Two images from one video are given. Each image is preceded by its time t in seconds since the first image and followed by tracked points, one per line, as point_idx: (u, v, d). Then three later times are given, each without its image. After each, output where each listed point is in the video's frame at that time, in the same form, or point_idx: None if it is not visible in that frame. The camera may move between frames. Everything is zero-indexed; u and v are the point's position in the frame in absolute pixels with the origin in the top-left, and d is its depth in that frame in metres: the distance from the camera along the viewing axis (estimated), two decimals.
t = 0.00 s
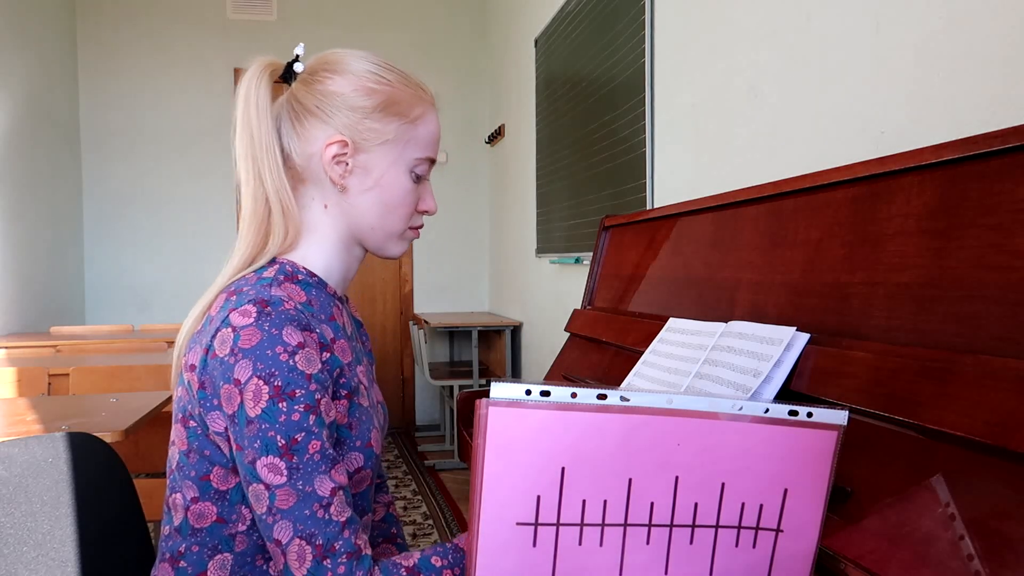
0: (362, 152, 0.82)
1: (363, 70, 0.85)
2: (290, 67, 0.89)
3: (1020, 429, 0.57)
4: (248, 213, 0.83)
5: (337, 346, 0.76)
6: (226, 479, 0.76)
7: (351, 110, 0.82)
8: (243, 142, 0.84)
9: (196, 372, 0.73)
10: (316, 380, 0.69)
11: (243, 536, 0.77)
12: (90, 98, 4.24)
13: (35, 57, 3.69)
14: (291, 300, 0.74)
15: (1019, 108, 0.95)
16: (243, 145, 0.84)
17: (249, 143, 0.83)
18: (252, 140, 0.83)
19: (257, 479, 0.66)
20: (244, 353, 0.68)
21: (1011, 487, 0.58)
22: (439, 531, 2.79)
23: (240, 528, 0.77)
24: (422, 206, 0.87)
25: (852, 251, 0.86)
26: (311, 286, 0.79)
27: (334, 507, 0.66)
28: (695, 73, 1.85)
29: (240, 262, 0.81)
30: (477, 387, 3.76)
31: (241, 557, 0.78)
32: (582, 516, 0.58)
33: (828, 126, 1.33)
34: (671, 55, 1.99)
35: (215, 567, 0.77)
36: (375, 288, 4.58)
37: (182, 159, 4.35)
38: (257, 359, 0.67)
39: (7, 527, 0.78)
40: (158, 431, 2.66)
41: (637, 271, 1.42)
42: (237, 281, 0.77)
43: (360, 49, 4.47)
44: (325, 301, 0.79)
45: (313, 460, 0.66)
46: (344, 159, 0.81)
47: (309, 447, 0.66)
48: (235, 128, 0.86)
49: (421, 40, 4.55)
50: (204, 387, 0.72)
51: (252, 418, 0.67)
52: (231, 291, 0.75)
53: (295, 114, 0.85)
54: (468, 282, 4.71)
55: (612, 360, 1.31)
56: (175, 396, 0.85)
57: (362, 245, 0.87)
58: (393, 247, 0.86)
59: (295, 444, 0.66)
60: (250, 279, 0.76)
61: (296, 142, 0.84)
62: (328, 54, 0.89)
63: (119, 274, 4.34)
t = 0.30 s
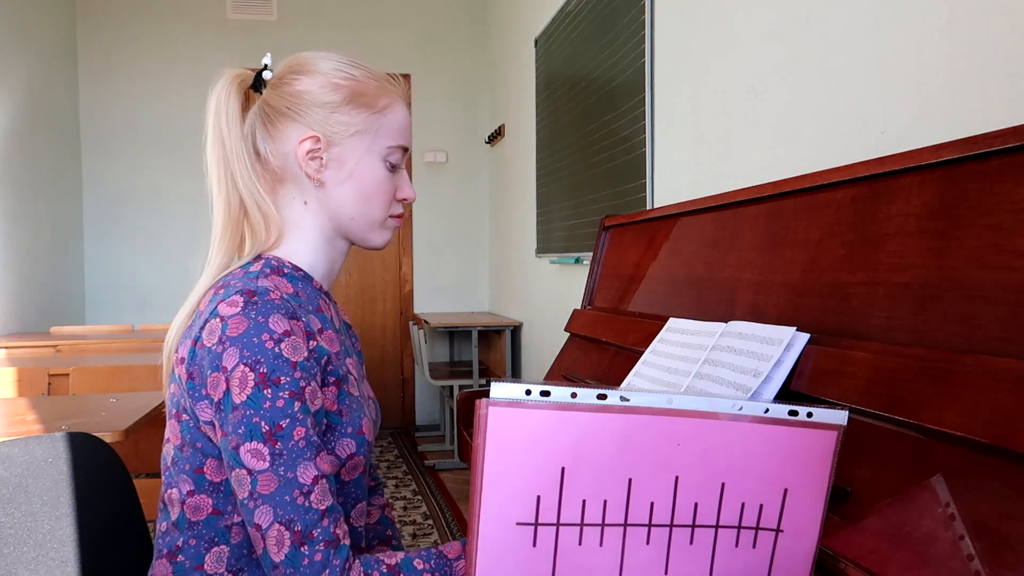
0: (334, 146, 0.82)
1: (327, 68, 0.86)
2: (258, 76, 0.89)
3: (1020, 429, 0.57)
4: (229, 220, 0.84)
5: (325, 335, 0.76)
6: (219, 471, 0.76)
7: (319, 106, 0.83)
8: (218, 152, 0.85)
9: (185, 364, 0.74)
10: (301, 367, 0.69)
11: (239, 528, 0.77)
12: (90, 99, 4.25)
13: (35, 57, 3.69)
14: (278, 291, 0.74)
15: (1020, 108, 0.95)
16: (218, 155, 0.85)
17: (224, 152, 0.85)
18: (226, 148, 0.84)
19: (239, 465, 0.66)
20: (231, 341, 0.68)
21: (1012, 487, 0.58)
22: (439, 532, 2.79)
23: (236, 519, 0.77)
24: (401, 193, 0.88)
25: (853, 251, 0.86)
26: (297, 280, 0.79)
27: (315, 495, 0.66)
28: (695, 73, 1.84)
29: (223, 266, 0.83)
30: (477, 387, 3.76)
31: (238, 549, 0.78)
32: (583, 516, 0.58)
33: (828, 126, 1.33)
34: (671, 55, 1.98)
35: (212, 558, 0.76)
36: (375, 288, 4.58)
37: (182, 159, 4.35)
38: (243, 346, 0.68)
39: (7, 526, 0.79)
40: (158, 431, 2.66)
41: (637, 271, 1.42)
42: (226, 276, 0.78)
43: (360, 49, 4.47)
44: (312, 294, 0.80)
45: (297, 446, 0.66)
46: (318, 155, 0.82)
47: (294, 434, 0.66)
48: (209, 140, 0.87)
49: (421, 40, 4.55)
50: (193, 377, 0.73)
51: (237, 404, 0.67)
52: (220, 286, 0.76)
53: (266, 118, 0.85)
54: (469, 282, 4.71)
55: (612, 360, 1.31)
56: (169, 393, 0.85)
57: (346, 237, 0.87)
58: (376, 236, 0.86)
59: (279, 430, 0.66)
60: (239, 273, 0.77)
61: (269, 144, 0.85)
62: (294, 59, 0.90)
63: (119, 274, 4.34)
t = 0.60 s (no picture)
0: (326, 148, 0.83)
1: (315, 72, 0.87)
2: (251, 83, 0.90)
3: (1021, 430, 0.57)
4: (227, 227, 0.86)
5: (326, 330, 0.77)
6: (220, 465, 0.76)
7: (309, 110, 0.83)
8: (211, 161, 0.86)
9: (189, 358, 0.74)
10: (304, 358, 0.70)
11: (239, 522, 0.77)
12: (90, 99, 4.25)
13: (35, 58, 3.69)
14: (281, 285, 0.75)
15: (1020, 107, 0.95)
16: (211, 163, 0.86)
17: (217, 161, 0.86)
18: (219, 156, 0.85)
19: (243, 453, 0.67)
20: (235, 332, 0.69)
21: (1012, 487, 0.58)
22: (439, 532, 2.79)
23: (236, 513, 0.77)
24: (395, 192, 0.88)
25: (852, 251, 0.86)
26: (297, 277, 0.80)
27: (317, 483, 0.66)
28: (695, 73, 1.84)
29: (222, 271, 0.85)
30: (478, 387, 3.76)
31: (238, 543, 0.77)
32: (583, 516, 0.58)
33: (828, 125, 1.33)
34: (671, 55, 1.98)
35: (212, 553, 0.76)
36: (374, 288, 4.58)
37: (181, 159, 4.35)
38: (247, 336, 0.68)
39: (7, 527, 0.79)
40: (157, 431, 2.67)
41: (637, 271, 1.42)
42: (230, 273, 0.79)
43: (360, 49, 4.47)
44: (312, 292, 0.80)
45: (300, 435, 0.66)
46: (311, 157, 0.83)
47: (296, 423, 0.66)
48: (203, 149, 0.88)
49: (421, 41, 4.55)
50: (197, 370, 0.73)
51: (240, 393, 0.67)
52: (222, 282, 0.77)
53: (258, 125, 0.86)
54: (469, 282, 4.71)
55: (612, 360, 1.31)
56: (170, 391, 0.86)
57: (343, 238, 0.88)
58: (372, 234, 0.86)
59: (282, 418, 0.66)
60: (242, 269, 0.78)
61: (261, 150, 0.86)
62: (285, 65, 0.90)
63: (119, 274, 4.34)
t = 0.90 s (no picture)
0: (349, 154, 0.82)
1: (341, 77, 0.86)
2: (277, 86, 0.90)
3: (1020, 430, 0.57)
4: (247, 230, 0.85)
5: (338, 333, 0.76)
6: (228, 465, 0.76)
7: (334, 117, 0.83)
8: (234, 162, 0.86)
9: (202, 357, 0.74)
10: (321, 359, 0.70)
11: (243, 523, 0.77)
12: (90, 99, 4.24)
13: (35, 58, 3.69)
14: (297, 288, 0.75)
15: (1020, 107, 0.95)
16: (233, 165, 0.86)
17: (240, 162, 0.86)
18: (242, 159, 0.85)
19: (263, 453, 0.66)
20: (252, 332, 0.69)
21: (1012, 487, 0.58)
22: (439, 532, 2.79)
23: (240, 515, 0.77)
24: (416, 202, 0.87)
25: (852, 251, 0.86)
26: (313, 281, 0.79)
27: (337, 482, 0.66)
28: (695, 73, 1.84)
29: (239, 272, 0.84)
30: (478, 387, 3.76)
31: (241, 544, 0.77)
32: (582, 516, 0.58)
33: (828, 125, 1.33)
34: (671, 55, 1.98)
35: (214, 554, 0.77)
36: (374, 289, 4.58)
37: (181, 159, 4.35)
38: (265, 337, 0.68)
39: (7, 527, 0.79)
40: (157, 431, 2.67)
41: (637, 271, 1.42)
42: (244, 273, 0.78)
43: (360, 50, 4.47)
44: (327, 296, 0.80)
45: (318, 435, 0.66)
46: (334, 163, 0.82)
47: (314, 423, 0.66)
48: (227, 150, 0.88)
49: (421, 41, 4.55)
50: (211, 370, 0.73)
51: (259, 393, 0.67)
52: (238, 282, 0.76)
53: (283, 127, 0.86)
54: (469, 282, 4.71)
55: (612, 360, 1.31)
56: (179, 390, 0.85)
57: (361, 244, 0.87)
58: (390, 242, 0.85)
59: (301, 418, 0.66)
60: (258, 270, 0.77)
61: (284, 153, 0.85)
62: (313, 70, 0.90)
63: (119, 274, 4.34)
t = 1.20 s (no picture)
0: (395, 171, 0.83)
1: (403, 88, 0.87)
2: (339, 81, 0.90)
3: (1020, 430, 0.57)
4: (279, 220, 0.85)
5: (355, 345, 0.77)
6: (236, 471, 0.76)
7: (389, 130, 0.83)
8: (283, 148, 0.86)
9: (218, 363, 0.74)
10: (338, 372, 0.70)
11: (247, 530, 0.77)
12: (90, 99, 4.24)
13: (35, 58, 3.69)
14: (317, 299, 0.75)
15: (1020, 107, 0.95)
16: (283, 153, 0.86)
17: (289, 149, 0.86)
18: (291, 148, 0.85)
19: (279, 466, 0.67)
20: (270, 343, 0.69)
21: (1013, 487, 0.58)
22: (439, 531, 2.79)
23: (245, 521, 0.77)
24: (448, 230, 0.88)
25: (852, 251, 0.86)
26: (334, 290, 0.79)
27: (353, 497, 0.66)
28: (695, 73, 1.84)
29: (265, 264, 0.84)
30: (477, 387, 3.76)
31: (245, 550, 0.78)
32: (582, 516, 0.58)
33: (828, 125, 1.33)
34: (671, 55, 1.98)
35: (217, 559, 0.77)
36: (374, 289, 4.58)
37: (181, 159, 4.35)
38: (283, 349, 0.68)
39: (7, 526, 0.79)
40: (156, 431, 2.68)
41: (637, 271, 1.42)
42: (264, 278, 0.79)
43: (360, 50, 4.47)
44: (346, 307, 0.80)
45: (333, 449, 0.66)
46: (377, 175, 0.82)
47: (330, 437, 0.67)
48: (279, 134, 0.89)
49: (421, 40, 4.55)
50: (227, 377, 0.73)
51: (276, 406, 0.67)
52: (258, 287, 0.76)
53: (339, 126, 0.87)
54: (469, 282, 4.71)
55: (612, 360, 1.31)
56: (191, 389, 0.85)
57: (384, 259, 0.87)
58: (414, 266, 0.86)
59: (318, 432, 0.66)
60: (278, 277, 0.77)
61: (333, 152, 0.86)
62: (377, 74, 0.90)
63: (118, 274, 4.34)
